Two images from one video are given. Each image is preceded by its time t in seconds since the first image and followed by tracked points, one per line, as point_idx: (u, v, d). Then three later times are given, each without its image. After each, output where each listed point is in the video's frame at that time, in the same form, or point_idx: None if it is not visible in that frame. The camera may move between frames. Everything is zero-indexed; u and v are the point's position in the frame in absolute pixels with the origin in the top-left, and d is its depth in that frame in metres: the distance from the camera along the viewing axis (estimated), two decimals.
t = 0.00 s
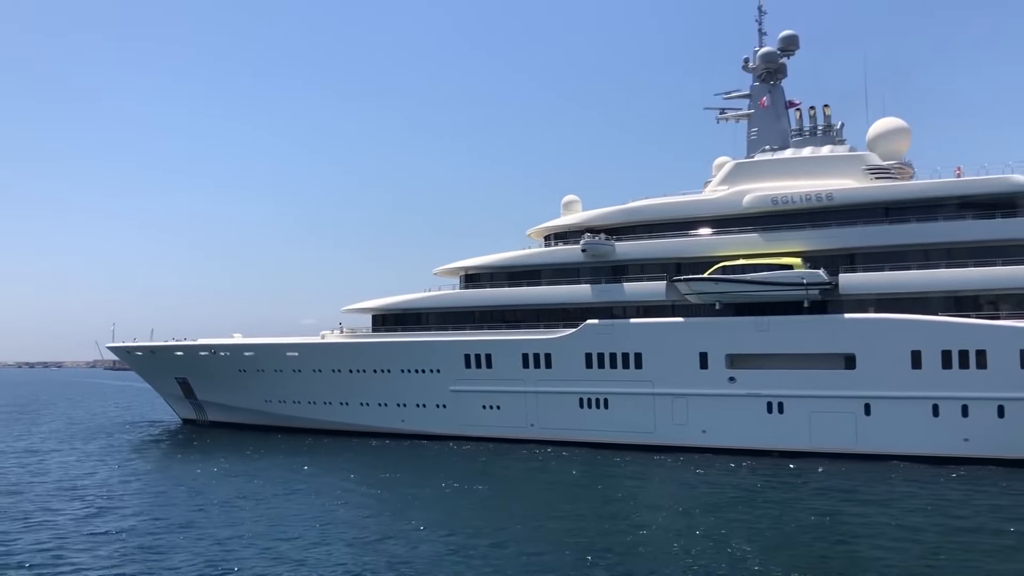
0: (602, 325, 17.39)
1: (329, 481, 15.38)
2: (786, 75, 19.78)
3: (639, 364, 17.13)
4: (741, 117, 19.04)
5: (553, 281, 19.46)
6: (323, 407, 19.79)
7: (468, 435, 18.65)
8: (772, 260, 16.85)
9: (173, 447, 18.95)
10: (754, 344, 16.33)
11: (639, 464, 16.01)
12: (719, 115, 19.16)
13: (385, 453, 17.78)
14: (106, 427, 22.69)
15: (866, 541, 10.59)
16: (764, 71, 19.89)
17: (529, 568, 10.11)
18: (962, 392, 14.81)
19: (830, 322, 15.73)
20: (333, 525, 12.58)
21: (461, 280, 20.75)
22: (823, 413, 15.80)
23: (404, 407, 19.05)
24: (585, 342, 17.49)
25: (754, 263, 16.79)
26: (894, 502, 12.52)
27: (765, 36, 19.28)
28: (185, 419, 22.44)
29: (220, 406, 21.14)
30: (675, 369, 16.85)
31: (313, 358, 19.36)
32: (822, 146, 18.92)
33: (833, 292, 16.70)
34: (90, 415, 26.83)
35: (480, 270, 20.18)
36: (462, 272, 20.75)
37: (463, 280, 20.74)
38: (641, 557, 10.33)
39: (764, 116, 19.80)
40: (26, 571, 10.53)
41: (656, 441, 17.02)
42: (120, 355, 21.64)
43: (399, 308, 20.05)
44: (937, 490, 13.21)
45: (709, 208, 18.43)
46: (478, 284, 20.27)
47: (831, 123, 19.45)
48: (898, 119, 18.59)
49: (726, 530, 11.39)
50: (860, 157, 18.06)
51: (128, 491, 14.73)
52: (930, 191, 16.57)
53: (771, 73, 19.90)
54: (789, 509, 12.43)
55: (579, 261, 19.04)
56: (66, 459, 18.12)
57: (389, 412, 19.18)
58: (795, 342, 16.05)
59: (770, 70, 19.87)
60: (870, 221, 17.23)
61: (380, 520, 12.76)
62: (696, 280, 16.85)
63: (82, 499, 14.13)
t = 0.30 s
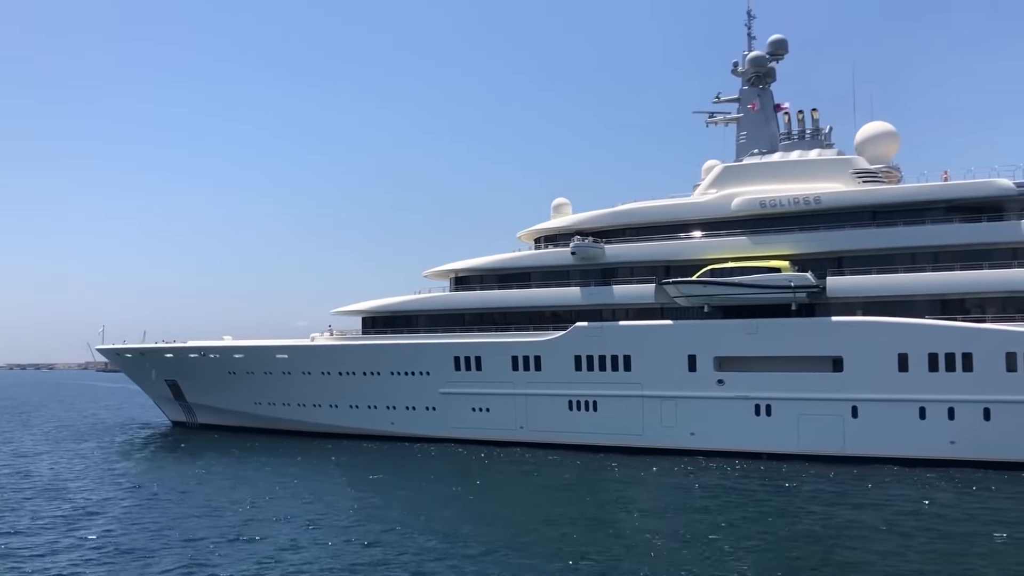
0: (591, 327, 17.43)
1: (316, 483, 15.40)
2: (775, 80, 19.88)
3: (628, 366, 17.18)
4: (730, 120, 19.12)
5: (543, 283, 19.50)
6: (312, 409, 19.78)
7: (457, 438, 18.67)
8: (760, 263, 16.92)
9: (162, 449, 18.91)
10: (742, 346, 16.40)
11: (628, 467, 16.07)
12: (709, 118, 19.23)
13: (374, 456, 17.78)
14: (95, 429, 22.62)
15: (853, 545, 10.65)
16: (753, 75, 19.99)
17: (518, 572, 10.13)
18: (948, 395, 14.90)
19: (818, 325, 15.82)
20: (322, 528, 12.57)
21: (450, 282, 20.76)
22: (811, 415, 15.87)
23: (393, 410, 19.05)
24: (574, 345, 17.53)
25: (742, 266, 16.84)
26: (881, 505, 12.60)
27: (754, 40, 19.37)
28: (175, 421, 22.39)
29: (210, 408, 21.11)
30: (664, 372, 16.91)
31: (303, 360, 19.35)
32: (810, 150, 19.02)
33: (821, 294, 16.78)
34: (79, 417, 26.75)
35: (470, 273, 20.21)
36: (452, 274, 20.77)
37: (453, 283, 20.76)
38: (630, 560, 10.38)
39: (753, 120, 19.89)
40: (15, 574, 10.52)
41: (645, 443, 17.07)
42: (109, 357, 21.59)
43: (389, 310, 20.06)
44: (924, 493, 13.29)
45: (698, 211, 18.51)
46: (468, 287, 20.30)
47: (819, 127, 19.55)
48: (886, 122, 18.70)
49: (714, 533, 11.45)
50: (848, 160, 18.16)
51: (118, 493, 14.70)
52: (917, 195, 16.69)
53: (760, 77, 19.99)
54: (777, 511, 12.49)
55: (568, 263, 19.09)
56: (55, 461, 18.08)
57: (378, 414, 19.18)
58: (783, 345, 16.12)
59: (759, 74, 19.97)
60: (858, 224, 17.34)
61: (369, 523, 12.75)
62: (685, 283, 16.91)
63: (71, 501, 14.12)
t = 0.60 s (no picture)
0: (581, 331, 17.47)
1: (306, 486, 15.39)
2: (764, 84, 19.97)
3: (618, 370, 17.23)
4: (720, 125, 19.20)
5: (533, 287, 19.54)
6: (301, 413, 19.75)
7: (447, 441, 18.66)
8: (748, 267, 16.98)
9: (152, 452, 18.86)
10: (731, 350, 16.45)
11: (618, 471, 16.10)
12: (698, 123, 19.31)
13: (363, 459, 17.77)
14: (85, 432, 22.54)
15: (841, 550, 10.70)
16: (743, 80, 20.08)
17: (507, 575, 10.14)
18: (935, 399, 14.99)
19: (806, 329, 15.88)
20: (310, 531, 12.56)
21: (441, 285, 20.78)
22: (800, 419, 15.93)
23: (383, 413, 19.05)
24: (564, 348, 17.56)
25: (731, 270, 16.90)
26: (869, 509, 12.66)
27: (744, 46, 19.46)
28: (164, 424, 22.33)
29: (199, 411, 21.07)
30: (653, 375, 16.95)
31: (292, 363, 19.34)
32: (799, 154, 19.11)
33: (810, 298, 16.86)
34: (70, 420, 26.67)
35: (460, 276, 20.24)
36: (442, 278, 20.79)
37: (443, 286, 20.77)
38: (619, 564, 10.40)
39: (743, 125, 19.97)
40: None
41: (634, 447, 17.10)
42: (99, 360, 21.52)
43: (380, 313, 20.06)
44: (911, 497, 13.36)
45: (688, 216, 18.57)
46: (458, 290, 20.32)
47: (808, 132, 19.64)
48: (875, 128, 18.80)
49: (703, 537, 11.47)
50: (836, 165, 18.25)
51: (107, 496, 14.67)
52: (904, 200, 16.79)
53: (750, 82, 20.08)
54: (766, 515, 12.54)
55: (558, 267, 19.13)
56: (44, 464, 18.02)
57: (368, 417, 19.18)
58: (772, 349, 16.18)
59: (748, 79, 20.06)
60: (846, 229, 17.44)
61: (358, 526, 12.74)
62: (674, 286, 16.97)
63: (60, 504, 14.08)
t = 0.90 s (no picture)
0: (570, 333, 17.51)
1: (295, 488, 15.39)
2: (753, 88, 20.05)
3: (607, 372, 17.27)
4: (710, 128, 19.26)
5: (522, 289, 19.58)
6: (291, 415, 19.73)
7: (436, 444, 18.67)
8: (736, 270, 17.05)
9: (141, 454, 18.81)
10: (719, 353, 16.51)
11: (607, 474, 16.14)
12: (688, 126, 19.37)
13: (352, 461, 17.77)
14: (74, 434, 22.47)
15: (827, 554, 10.75)
16: (732, 84, 20.16)
17: None
18: (922, 402, 15.07)
19: (794, 332, 15.96)
20: (299, 533, 12.55)
21: (431, 287, 20.79)
22: (788, 422, 15.99)
23: (373, 415, 19.05)
24: (553, 351, 17.60)
25: (719, 273, 16.96)
26: (856, 513, 12.72)
27: (733, 50, 19.54)
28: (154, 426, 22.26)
29: (189, 413, 21.02)
30: (642, 378, 17.00)
31: (282, 365, 19.32)
32: (788, 158, 19.18)
33: (797, 301, 16.94)
34: (59, 422, 26.57)
35: (450, 278, 20.25)
36: (432, 280, 20.80)
37: (433, 288, 20.78)
38: (607, 567, 10.43)
39: (732, 128, 20.05)
40: None
41: (623, 449, 17.16)
42: (88, 362, 21.46)
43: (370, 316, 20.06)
44: (898, 500, 13.44)
45: (677, 219, 18.64)
46: (448, 293, 20.33)
47: (797, 136, 19.72)
48: (863, 132, 18.90)
49: (691, 540, 11.52)
50: (824, 169, 18.34)
51: (95, 498, 14.63)
52: (891, 204, 16.88)
53: (739, 86, 20.16)
54: (754, 518, 12.59)
55: (548, 269, 19.17)
56: (33, 466, 17.96)
57: (358, 419, 19.18)
58: (759, 352, 16.25)
59: (738, 83, 20.13)
60: (833, 232, 17.52)
61: (346, 529, 12.74)
62: (663, 289, 17.02)
63: (49, 506, 14.04)
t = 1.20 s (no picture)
0: (556, 335, 17.56)
1: (281, 490, 15.39)
2: (739, 91, 20.16)
3: (592, 374, 17.33)
4: (695, 131, 19.35)
5: (508, 291, 19.63)
6: (276, 416, 19.71)
7: (422, 445, 18.68)
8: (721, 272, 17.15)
9: (125, 456, 18.76)
10: (704, 354, 16.58)
11: (592, 476, 16.19)
12: (674, 129, 19.45)
13: (337, 463, 17.76)
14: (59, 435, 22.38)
15: (809, 556, 10.83)
16: (718, 87, 20.26)
17: None
18: (904, 403, 15.19)
19: (778, 334, 16.05)
20: (284, 536, 12.53)
21: (417, 289, 20.81)
22: (771, 423, 16.08)
23: (359, 417, 19.05)
24: (539, 352, 17.64)
25: (704, 275, 17.05)
26: (839, 515, 12.81)
27: (719, 53, 19.64)
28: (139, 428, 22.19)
29: (174, 415, 20.97)
30: (627, 379, 17.06)
31: (267, 367, 19.31)
32: (772, 161, 19.29)
33: (781, 304, 17.03)
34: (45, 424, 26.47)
35: (437, 280, 20.28)
36: (419, 281, 20.82)
37: (419, 290, 20.80)
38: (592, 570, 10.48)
39: (717, 131, 20.15)
40: None
41: (609, 451, 17.22)
42: (73, 363, 21.38)
43: (356, 317, 20.06)
44: (881, 502, 13.54)
45: (662, 221, 18.72)
46: (434, 294, 20.36)
47: (781, 139, 19.84)
48: (847, 135, 19.03)
49: (675, 542, 11.58)
50: (808, 172, 18.46)
51: (79, 500, 14.59)
52: (874, 207, 17.01)
53: (725, 89, 20.27)
54: (738, 520, 12.68)
55: (534, 271, 19.22)
56: (17, 468, 17.88)
57: (344, 421, 19.18)
58: (743, 354, 16.34)
59: (723, 86, 20.24)
60: (817, 235, 17.64)
61: (330, 531, 12.73)
62: (648, 291, 17.09)
63: (33, 508, 13.99)
